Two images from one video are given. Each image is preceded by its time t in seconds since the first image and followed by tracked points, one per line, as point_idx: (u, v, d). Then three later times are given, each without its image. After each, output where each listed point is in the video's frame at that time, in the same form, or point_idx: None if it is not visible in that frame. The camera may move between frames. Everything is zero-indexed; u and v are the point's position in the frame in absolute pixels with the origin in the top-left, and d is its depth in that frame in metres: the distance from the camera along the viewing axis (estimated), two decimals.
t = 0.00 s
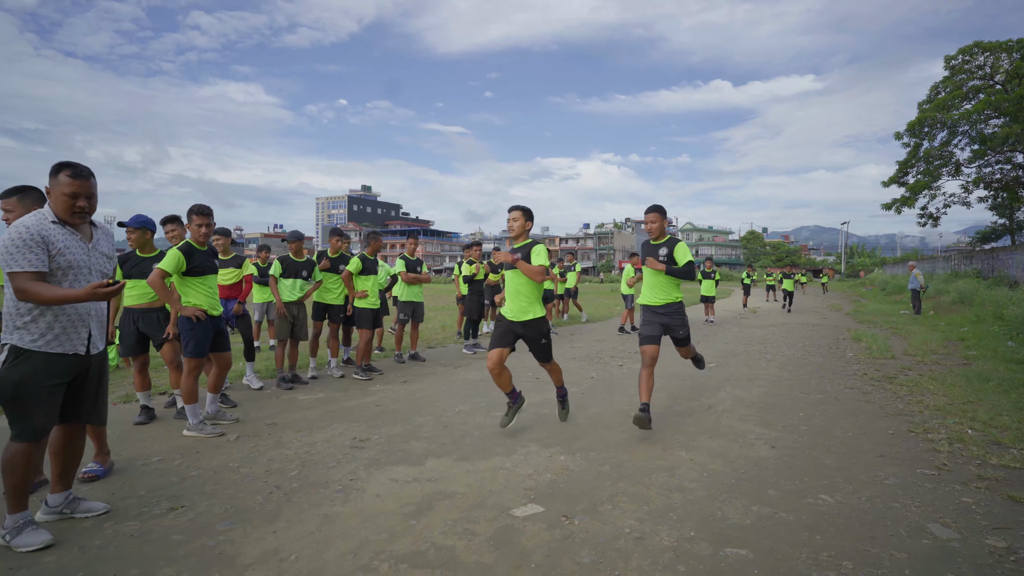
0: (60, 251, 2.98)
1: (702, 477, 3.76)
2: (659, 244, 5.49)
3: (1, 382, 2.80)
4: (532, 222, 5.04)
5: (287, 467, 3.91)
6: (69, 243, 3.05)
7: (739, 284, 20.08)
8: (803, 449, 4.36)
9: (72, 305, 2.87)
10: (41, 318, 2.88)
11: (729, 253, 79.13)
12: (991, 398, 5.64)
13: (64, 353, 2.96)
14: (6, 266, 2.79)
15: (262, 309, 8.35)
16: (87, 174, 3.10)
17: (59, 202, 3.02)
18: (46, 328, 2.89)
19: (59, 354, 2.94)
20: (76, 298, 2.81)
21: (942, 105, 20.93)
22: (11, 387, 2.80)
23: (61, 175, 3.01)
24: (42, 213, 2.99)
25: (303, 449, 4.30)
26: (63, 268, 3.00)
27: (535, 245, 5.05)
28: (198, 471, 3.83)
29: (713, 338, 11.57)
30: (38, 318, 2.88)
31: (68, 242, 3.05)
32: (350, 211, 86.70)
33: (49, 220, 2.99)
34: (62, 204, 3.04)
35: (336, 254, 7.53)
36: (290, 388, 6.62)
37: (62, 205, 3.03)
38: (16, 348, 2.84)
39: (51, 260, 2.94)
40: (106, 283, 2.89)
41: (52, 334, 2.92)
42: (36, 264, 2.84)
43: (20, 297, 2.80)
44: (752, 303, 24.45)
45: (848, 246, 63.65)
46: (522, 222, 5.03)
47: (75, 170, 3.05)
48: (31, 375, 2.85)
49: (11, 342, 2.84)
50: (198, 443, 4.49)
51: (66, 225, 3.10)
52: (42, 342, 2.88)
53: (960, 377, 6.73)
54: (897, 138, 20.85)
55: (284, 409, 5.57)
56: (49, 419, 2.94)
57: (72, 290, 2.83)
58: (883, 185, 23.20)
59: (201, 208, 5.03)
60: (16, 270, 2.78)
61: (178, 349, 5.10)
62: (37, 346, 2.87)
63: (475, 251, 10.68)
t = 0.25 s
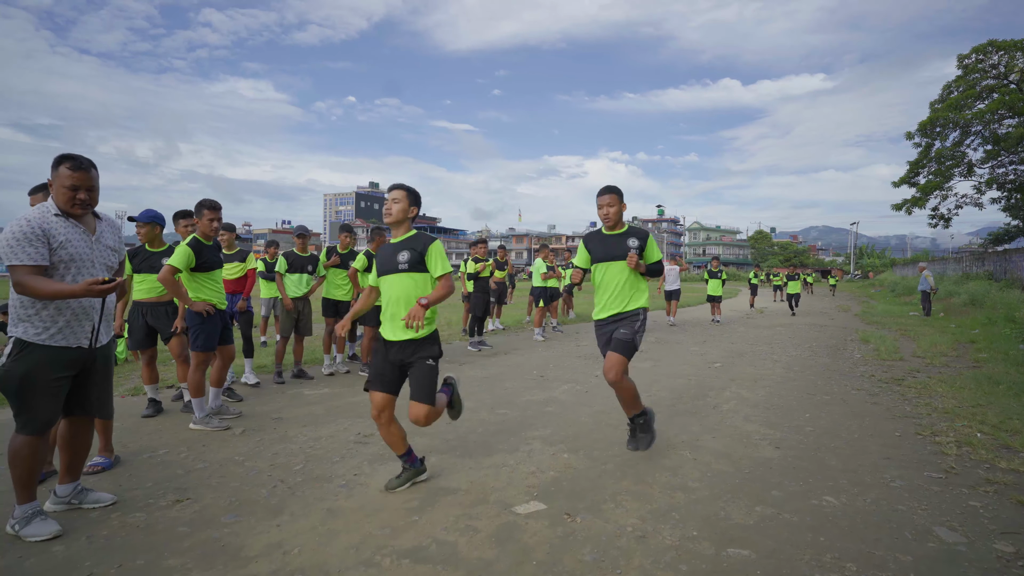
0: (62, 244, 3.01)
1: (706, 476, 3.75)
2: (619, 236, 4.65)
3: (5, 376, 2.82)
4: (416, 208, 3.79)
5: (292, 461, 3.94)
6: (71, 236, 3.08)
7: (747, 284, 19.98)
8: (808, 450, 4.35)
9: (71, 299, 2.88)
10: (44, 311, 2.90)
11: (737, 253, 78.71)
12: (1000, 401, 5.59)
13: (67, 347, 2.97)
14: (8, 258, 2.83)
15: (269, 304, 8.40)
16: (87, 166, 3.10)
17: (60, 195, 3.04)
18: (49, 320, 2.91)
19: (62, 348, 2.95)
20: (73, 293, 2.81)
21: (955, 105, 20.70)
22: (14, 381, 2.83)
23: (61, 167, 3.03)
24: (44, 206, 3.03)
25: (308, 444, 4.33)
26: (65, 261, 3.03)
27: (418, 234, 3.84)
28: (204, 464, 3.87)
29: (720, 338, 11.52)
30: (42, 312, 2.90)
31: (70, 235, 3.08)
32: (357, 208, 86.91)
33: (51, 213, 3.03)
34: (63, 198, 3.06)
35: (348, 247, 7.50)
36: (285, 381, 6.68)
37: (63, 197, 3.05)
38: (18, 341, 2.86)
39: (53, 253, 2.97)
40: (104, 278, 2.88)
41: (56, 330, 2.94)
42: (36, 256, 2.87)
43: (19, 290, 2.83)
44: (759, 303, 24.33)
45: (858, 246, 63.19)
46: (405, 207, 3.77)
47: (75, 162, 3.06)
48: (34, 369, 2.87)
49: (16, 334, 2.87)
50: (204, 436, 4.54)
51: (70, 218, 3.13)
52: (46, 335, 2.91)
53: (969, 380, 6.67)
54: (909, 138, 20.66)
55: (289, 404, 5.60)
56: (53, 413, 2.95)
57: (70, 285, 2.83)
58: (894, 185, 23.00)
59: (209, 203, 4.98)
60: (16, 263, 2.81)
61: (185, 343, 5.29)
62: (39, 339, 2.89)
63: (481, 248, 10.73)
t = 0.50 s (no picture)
0: (53, 247, 3.01)
1: (702, 482, 3.78)
2: (538, 247, 3.41)
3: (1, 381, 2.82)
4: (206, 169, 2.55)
5: (289, 466, 3.94)
6: (64, 240, 3.08)
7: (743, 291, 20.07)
8: (803, 455, 4.38)
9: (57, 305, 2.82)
10: (39, 314, 2.91)
11: (733, 260, 79.02)
12: (993, 408, 5.66)
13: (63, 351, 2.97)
14: None
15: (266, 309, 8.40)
16: (80, 166, 3.11)
17: (52, 196, 3.05)
18: (45, 324, 2.91)
19: (59, 352, 2.95)
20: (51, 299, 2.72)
21: (948, 114, 20.91)
22: (10, 386, 2.82)
23: (54, 169, 3.04)
24: (37, 209, 3.04)
25: (306, 449, 4.34)
26: (57, 264, 3.04)
27: (218, 210, 2.56)
28: (201, 469, 3.87)
29: (716, 344, 11.57)
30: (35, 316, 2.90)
31: (63, 237, 3.07)
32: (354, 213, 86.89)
33: (43, 215, 3.03)
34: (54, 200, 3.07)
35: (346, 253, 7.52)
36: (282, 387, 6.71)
37: (55, 199, 3.06)
38: (15, 346, 2.87)
39: (43, 257, 2.97)
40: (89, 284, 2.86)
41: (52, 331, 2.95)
42: (26, 261, 2.86)
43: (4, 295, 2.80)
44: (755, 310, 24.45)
45: (853, 254, 63.56)
46: (195, 167, 2.55)
47: (67, 164, 3.07)
48: (31, 374, 2.87)
49: (12, 339, 2.88)
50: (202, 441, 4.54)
51: (63, 221, 3.13)
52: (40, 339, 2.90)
53: (962, 386, 6.74)
54: (903, 147, 20.86)
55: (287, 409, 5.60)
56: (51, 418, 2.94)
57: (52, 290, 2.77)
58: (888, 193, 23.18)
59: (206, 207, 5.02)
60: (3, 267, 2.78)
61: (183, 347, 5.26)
62: (35, 344, 2.89)
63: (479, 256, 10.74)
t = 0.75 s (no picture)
0: (42, 252, 2.98)
1: (694, 479, 3.84)
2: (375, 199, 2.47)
3: None
4: None
5: (283, 469, 3.94)
6: (53, 244, 3.05)
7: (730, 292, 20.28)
8: (791, 452, 4.47)
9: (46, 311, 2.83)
10: (30, 320, 2.85)
11: (719, 260, 79.75)
12: (973, 403, 5.81)
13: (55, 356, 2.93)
14: None
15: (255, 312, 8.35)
16: (73, 168, 3.11)
17: (44, 199, 3.02)
18: (35, 330, 2.86)
19: (51, 358, 2.92)
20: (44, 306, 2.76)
21: (928, 116, 21.34)
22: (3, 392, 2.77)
23: (49, 170, 3.02)
24: (25, 212, 3.00)
25: (299, 451, 4.33)
26: (45, 270, 3.01)
27: None
28: (194, 473, 3.85)
29: (704, 344, 11.70)
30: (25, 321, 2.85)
31: (52, 242, 3.04)
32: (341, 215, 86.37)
33: (31, 219, 2.99)
34: (43, 203, 3.03)
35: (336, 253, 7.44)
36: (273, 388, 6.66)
37: (45, 202, 3.02)
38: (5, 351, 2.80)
39: (31, 262, 2.94)
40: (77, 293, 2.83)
41: (43, 337, 2.89)
42: (14, 268, 2.83)
43: None
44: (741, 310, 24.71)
45: (836, 254, 64.45)
46: None
47: (61, 165, 3.05)
48: (24, 380, 2.83)
49: None
50: (194, 445, 4.52)
51: (51, 225, 3.09)
52: (30, 345, 2.84)
53: (944, 383, 6.90)
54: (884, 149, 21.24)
55: (279, 412, 5.59)
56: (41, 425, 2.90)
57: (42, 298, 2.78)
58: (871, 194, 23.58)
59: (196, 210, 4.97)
60: None
61: (173, 351, 5.24)
62: (27, 350, 2.83)
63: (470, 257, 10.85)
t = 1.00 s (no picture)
0: (52, 255, 3.00)
1: (692, 475, 3.89)
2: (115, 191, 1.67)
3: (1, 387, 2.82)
4: None
5: (286, 466, 3.97)
6: (63, 246, 3.06)
7: (726, 290, 20.37)
8: (787, 448, 4.53)
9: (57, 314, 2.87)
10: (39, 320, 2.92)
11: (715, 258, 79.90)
12: (966, 399, 5.88)
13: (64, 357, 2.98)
14: None
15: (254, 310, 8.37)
16: (84, 167, 3.12)
17: (54, 200, 3.04)
18: (44, 331, 2.93)
19: (58, 359, 2.96)
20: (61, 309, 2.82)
21: (923, 115, 21.45)
22: (12, 391, 2.82)
23: (62, 167, 3.04)
24: (34, 212, 3.02)
25: (301, 449, 4.37)
26: (55, 272, 3.03)
27: None
28: (197, 470, 3.89)
29: (701, 341, 11.77)
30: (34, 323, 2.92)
31: (61, 244, 3.05)
32: (337, 213, 86.21)
33: (40, 220, 3.01)
34: (55, 202, 3.04)
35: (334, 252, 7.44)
36: (272, 388, 6.70)
37: (55, 203, 3.04)
38: (14, 351, 2.87)
39: (43, 264, 2.97)
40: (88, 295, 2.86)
41: (49, 338, 2.94)
42: (25, 271, 2.87)
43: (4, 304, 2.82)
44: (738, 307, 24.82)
45: (832, 251, 64.73)
46: None
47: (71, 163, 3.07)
48: (32, 380, 2.87)
49: (10, 345, 2.87)
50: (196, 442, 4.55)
51: (60, 225, 3.10)
52: (39, 347, 2.91)
53: (938, 380, 6.98)
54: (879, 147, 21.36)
55: (279, 410, 5.62)
56: (48, 423, 2.92)
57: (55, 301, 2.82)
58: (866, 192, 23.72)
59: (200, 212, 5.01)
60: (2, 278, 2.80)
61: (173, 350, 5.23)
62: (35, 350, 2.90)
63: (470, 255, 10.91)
